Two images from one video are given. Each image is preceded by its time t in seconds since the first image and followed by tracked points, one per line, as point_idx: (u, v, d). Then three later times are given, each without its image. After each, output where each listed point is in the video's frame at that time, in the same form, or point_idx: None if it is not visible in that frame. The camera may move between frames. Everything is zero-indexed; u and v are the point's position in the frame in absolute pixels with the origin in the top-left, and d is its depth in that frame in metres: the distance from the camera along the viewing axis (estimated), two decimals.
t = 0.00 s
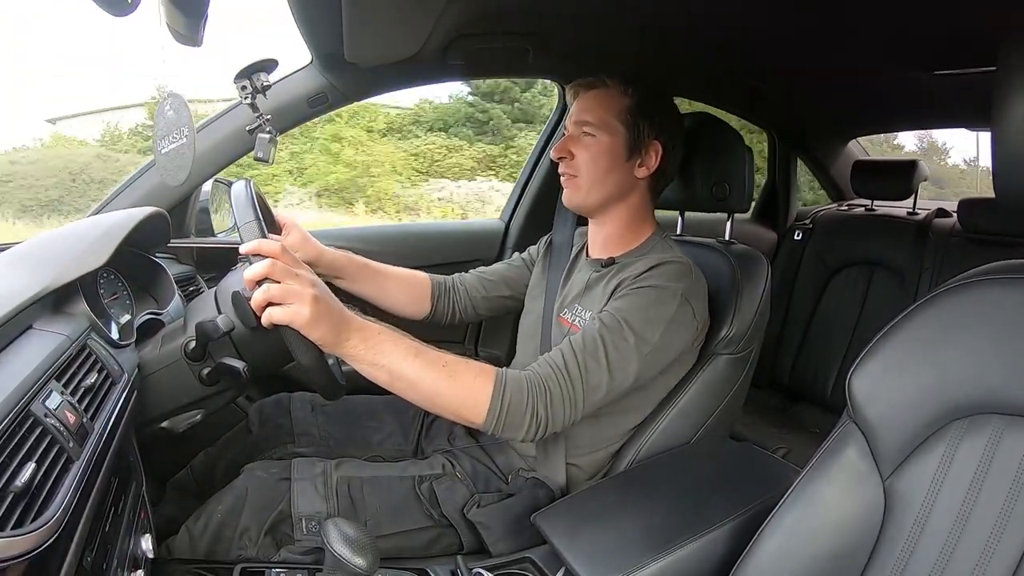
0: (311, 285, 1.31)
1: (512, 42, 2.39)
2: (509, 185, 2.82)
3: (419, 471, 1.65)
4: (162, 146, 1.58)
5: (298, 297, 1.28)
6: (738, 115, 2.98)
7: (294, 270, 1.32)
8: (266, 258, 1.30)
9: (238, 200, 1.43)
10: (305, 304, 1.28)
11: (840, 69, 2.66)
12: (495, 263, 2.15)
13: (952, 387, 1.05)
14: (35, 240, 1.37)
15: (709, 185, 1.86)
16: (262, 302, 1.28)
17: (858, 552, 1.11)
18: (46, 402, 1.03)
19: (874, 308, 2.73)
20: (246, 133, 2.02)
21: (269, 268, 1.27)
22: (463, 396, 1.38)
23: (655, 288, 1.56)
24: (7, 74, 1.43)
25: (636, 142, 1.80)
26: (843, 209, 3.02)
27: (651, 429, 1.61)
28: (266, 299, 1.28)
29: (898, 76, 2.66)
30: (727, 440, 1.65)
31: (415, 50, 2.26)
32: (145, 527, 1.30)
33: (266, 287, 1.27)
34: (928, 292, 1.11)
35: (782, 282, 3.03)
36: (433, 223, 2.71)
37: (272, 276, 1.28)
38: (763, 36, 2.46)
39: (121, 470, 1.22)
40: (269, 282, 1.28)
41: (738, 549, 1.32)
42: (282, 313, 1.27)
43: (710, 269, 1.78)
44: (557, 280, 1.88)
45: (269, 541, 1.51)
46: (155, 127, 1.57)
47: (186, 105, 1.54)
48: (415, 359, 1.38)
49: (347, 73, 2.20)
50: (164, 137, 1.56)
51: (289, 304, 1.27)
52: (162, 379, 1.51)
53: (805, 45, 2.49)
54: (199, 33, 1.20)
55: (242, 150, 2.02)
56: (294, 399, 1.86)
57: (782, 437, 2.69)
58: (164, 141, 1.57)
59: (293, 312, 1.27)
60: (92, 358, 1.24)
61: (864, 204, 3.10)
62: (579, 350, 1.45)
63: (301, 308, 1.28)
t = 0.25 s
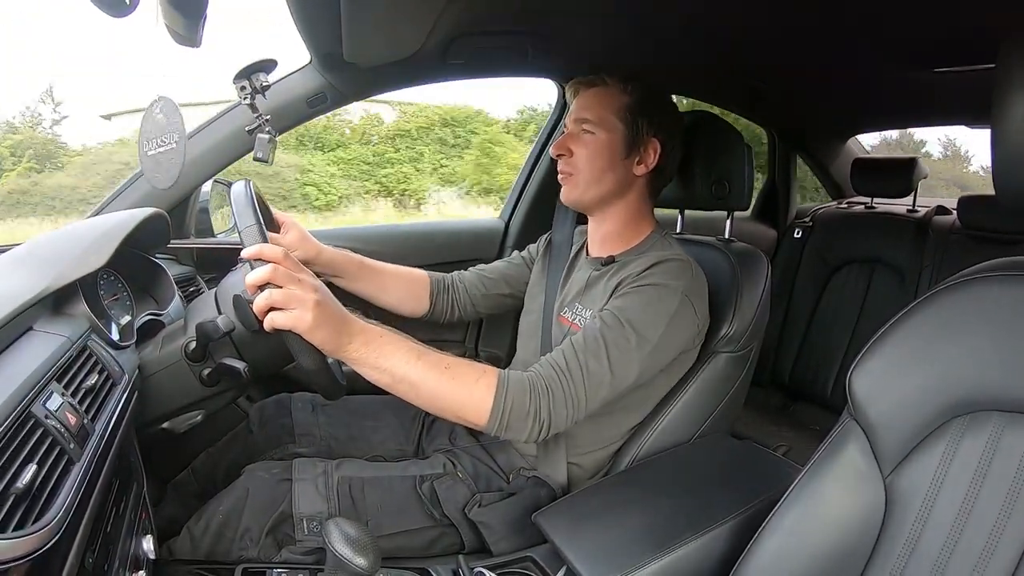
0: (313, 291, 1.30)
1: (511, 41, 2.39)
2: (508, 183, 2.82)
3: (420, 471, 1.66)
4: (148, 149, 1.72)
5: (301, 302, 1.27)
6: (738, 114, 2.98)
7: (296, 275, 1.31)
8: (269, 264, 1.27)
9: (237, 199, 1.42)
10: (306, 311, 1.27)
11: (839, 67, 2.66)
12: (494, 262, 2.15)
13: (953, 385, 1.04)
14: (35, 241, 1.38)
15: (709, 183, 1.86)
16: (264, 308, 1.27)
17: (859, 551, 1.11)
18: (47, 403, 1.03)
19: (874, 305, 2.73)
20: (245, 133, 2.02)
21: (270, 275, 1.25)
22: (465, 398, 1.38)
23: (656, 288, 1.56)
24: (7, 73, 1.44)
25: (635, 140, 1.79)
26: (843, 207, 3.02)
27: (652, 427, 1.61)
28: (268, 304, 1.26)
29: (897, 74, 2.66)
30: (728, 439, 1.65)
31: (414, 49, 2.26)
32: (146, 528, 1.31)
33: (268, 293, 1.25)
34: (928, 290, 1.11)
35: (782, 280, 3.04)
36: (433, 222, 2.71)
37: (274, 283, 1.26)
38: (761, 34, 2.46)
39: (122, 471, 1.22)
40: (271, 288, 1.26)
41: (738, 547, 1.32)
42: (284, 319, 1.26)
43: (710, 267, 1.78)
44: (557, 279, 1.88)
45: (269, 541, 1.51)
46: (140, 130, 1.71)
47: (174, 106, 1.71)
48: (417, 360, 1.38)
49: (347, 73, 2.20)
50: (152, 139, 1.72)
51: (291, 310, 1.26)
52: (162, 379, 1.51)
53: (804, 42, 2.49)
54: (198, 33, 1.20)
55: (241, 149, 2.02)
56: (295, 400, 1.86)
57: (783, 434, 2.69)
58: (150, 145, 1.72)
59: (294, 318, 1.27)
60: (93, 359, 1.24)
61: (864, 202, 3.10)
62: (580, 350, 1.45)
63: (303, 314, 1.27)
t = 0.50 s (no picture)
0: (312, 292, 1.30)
1: (511, 41, 2.39)
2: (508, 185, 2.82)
3: (419, 471, 1.65)
4: (145, 148, 1.55)
5: (301, 303, 1.27)
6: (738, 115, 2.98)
7: (295, 276, 1.31)
8: (268, 264, 1.27)
9: (236, 200, 1.42)
10: (306, 312, 1.27)
11: (839, 68, 2.66)
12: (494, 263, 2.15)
13: (952, 387, 1.04)
14: (36, 240, 1.38)
15: (708, 185, 1.86)
16: (264, 309, 1.26)
17: (858, 552, 1.11)
18: (46, 403, 1.03)
19: (874, 307, 2.73)
20: (245, 133, 2.02)
21: (269, 275, 1.25)
22: (464, 400, 1.38)
23: (655, 290, 1.56)
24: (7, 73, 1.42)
25: (632, 142, 1.79)
26: (843, 209, 3.02)
27: (651, 428, 1.61)
28: (268, 305, 1.26)
29: (897, 76, 2.66)
30: (727, 440, 1.65)
31: (414, 50, 2.26)
32: (144, 528, 1.30)
33: (268, 294, 1.25)
34: (928, 291, 1.11)
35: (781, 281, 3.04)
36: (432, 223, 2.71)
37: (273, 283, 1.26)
38: (761, 36, 2.46)
39: (121, 472, 1.22)
40: (270, 289, 1.26)
41: (738, 549, 1.32)
42: (284, 319, 1.26)
43: (710, 269, 1.78)
44: (557, 281, 1.88)
45: (268, 542, 1.51)
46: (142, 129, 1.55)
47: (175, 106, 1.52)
48: (417, 362, 1.38)
49: (347, 73, 2.20)
50: (151, 138, 1.54)
51: (291, 311, 1.26)
52: (162, 380, 1.51)
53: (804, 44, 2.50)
54: (198, 33, 1.20)
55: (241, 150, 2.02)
56: (294, 400, 1.86)
57: (782, 436, 2.69)
58: (148, 144, 1.55)
59: (293, 318, 1.27)
60: (92, 359, 1.24)
61: (863, 204, 3.09)
62: (580, 353, 1.45)
63: (302, 315, 1.27)
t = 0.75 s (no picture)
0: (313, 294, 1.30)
1: (511, 40, 2.39)
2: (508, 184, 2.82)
3: (418, 470, 1.66)
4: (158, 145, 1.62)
5: (302, 305, 1.27)
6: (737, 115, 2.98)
7: (296, 277, 1.31)
8: (269, 266, 1.27)
9: (236, 198, 1.42)
10: (306, 314, 1.27)
11: (839, 69, 2.66)
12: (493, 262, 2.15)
13: (951, 387, 1.05)
14: (35, 237, 1.38)
15: (708, 184, 1.85)
16: (265, 310, 1.27)
17: (857, 553, 1.11)
18: (45, 400, 1.03)
19: (874, 307, 2.73)
20: (245, 131, 2.02)
21: (270, 278, 1.25)
22: (463, 400, 1.38)
23: (654, 291, 1.56)
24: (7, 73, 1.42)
25: (625, 142, 1.79)
26: (843, 209, 3.03)
27: (650, 428, 1.61)
28: (269, 307, 1.26)
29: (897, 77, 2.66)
30: (727, 440, 1.65)
31: (413, 48, 2.26)
32: (143, 526, 1.30)
33: (268, 296, 1.25)
34: (927, 292, 1.11)
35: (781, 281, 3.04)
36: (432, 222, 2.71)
37: (275, 286, 1.26)
38: (761, 36, 2.46)
39: (120, 469, 1.22)
40: (272, 290, 1.26)
41: (736, 549, 1.32)
42: (285, 320, 1.27)
43: (709, 269, 1.78)
44: (556, 280, 1.88)
45: (267, 540, 1.51)
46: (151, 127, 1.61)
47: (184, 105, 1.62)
48: (416, 363, 1.38)
49: (346, 72, 2.20)
50: (162, 136, 1.61)
51: (292, 313, 1.27)
52: (161, 378, 1.51)
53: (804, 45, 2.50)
54: (198, 31, 1.20)
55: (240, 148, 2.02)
56: (293, 399, 1.87)
57: (781, 436, 2.69)
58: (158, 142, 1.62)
59: (294, 320, 1.27)
60: (92, 357, 1.24)
61: (863, 204, 3.09)
62: (579, 354, 1.45)
63: (303, 317, 1.27)
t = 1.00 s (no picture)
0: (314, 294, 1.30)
1: (510, 39, 2.39)
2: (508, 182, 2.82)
3: (419, 469, 1.66)
4: (146, 147, 1.56)
5: (302, 305, 1.27)
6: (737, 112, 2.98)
7: (296, 277, 1.30)
8: (269, 265, 1.27)
9: (235, 197, 1.42)
10: (307, 314, 1.27)
11: (838, 65, 2.66)
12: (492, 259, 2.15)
13: (951, 384, 1.05)
14: (35, 238, 1.38)
15: (709, 182, 1.86)
16: (265, 310, 1.27)
17: (857, 550, 1.11)
18: (46, 402, 1.03)
19: (874, 303, 2.73)
20: (245, 131, 2.01)
21: (270, 278, 1.25)
22: (463, 397, 1.38)
23: (654, 287, 1.56)
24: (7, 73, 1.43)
25: (626, 137, 1.79)
26: (842, 206, 3.02)
27: (651, 425, 1.61)
28: (269, 307, 1.26)
29: (897, 73, 2.66)
30: (727, 437, 1.65)
31: (412, 48, 2.26)
32: (145, 527, 1.30)
33: (268, 296, 1.25)
34: (927, 289, 1.11)
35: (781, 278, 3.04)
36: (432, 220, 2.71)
37: (274, 286, 1.26)
38: (760, 33, 2.46)
39: (121, 470, 1.22)
40: (272, 290, 1.26)
41: (737, 546, 1.32)
42: (285, 320, 1.26)
43: (709, 266, 1.78)
44: (556, 278, 1.88)
45: (268, 540, 1.51)
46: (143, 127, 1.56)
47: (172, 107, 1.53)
48: (416, 361, 1.38)
49: (345, 72, 2.19)
50: (150, 137, 1.55)
51: (292, 313, 1.26)
52: (162, 378, 1.52)
53: (804, 41, 2.49)
54: (196, 31, 1.20)
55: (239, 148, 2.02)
56: (293, 398, 1.87)
57: (782, 433, 2.69)
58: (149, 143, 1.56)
59: (294, 320, 1.26)
60: (92, 358, 1.24)
61: (863, 201, 3.09)
62: (580, 351, 1.45)
63: (303, 316, 1.27)
